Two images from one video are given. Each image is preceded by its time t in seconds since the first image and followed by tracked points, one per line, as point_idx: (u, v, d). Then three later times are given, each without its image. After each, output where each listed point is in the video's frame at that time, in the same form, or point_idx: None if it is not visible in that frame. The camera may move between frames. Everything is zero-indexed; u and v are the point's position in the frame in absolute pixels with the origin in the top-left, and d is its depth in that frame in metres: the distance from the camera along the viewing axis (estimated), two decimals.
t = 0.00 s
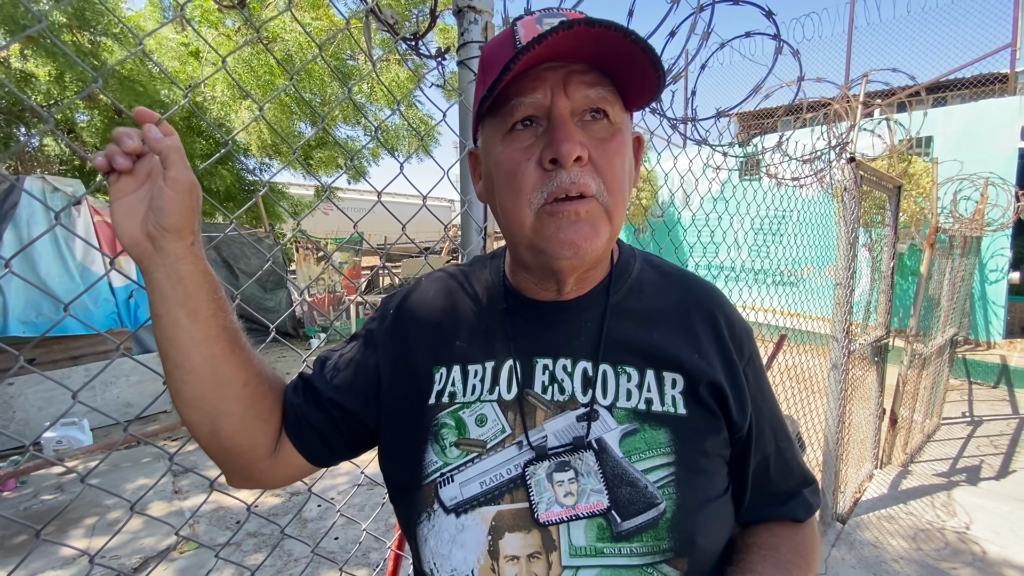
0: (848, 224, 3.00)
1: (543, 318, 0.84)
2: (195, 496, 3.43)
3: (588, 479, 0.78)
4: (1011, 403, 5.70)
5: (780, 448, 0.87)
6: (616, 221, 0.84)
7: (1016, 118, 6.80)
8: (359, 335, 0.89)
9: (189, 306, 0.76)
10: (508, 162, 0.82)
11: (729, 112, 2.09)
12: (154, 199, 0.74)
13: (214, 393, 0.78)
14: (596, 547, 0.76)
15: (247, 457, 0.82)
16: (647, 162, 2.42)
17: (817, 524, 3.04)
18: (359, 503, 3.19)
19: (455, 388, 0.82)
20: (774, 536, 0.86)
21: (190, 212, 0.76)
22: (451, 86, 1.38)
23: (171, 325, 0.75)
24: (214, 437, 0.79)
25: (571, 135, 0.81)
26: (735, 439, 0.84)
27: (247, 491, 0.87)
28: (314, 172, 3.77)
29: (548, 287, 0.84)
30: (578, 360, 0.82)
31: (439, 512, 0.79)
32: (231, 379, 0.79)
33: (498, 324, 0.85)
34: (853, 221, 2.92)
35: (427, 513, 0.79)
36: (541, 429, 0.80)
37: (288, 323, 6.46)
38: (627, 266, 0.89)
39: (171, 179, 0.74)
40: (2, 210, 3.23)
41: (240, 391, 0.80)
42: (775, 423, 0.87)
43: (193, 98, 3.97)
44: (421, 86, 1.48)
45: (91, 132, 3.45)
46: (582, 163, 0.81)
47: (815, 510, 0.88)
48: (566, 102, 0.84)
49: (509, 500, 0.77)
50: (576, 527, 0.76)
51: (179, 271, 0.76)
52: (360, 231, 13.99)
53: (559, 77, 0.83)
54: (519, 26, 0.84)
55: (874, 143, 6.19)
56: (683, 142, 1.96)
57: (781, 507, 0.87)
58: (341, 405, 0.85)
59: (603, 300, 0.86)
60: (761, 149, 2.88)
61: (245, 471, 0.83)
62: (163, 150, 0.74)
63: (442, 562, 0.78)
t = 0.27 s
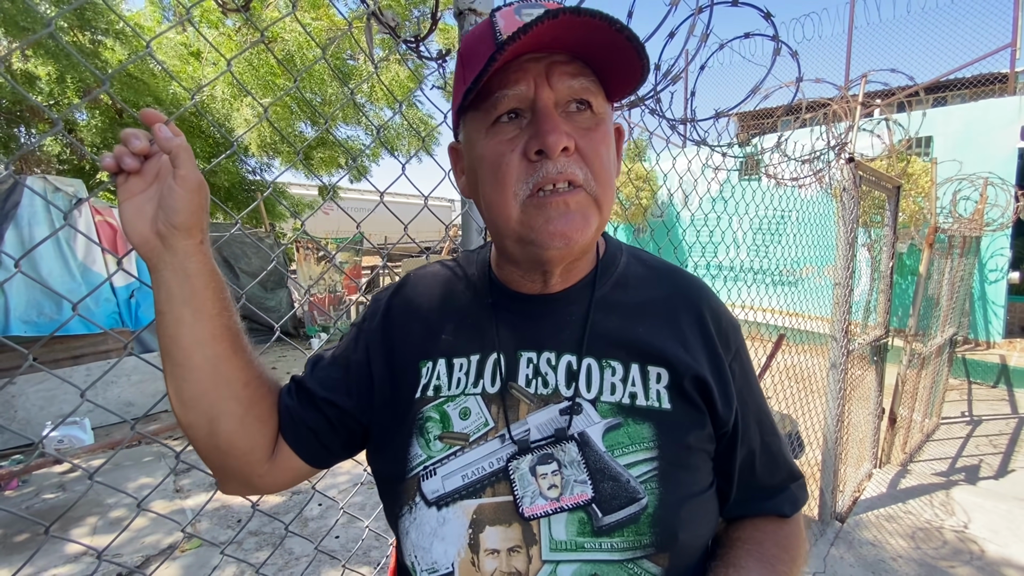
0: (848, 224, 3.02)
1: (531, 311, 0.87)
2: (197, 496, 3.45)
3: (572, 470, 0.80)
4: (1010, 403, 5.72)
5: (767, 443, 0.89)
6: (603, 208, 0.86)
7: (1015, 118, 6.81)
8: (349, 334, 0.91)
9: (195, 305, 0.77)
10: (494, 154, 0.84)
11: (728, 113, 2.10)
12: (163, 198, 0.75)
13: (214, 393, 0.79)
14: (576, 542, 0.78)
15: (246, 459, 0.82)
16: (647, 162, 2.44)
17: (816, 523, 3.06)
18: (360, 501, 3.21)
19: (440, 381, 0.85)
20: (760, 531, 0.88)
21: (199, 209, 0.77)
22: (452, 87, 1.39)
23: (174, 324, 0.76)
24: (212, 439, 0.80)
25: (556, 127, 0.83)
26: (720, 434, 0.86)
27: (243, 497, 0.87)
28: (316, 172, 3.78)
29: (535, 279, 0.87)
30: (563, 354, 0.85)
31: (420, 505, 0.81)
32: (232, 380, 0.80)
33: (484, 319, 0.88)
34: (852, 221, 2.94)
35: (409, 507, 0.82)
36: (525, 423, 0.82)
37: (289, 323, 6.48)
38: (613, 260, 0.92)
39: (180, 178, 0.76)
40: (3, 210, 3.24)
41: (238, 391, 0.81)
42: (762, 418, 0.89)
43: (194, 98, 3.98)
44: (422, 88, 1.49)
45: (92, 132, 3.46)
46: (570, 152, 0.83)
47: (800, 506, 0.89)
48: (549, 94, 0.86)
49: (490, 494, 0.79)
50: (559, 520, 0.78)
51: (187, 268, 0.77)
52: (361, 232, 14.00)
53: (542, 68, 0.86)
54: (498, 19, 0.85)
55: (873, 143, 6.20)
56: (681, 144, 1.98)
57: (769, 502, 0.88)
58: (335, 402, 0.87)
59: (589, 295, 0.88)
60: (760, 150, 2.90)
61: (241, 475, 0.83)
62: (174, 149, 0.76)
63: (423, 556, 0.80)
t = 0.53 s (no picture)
0: (847, 224, 3.03)
1: (511, 306, 0.89)
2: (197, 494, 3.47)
3: (553, 457, 0.82)
4: (1010, 402, 5.73)
5: (741, 431, 0.91)
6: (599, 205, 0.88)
7: (1015, 118, 6.82)
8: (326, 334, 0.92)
9: (195, 305, 0.79)
10: (498, 146, 0.83)
11: (727, 114, 2.12)
12: (172, 199, 0.77)
13: (206, 395, 0.80)
14: (556, 533, 0.80)
15: (230, 463, 0.83)
16: (646, 162, 2.46)
17: (814, 522, 3.09)
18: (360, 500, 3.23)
19: (418, 378, 0.86)
20: (735, 518, 0.90)
21: (206, 210, 0.79)
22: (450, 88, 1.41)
23: (173, 324, 0.78)
24: (199, 442, 0.80)
25: (563, 122, 0.83)
26: (696, 423, 0.89)
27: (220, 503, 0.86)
28: (318, 171, 3.80)
29: (516, 274, 0.88)
30: (541, 347, 0.87)
31: (399, 502, 0.82)
32: (223, 382, 0.81)
33: (463, 317, 0.89)
34: (850, 221, 2.96)
35: (387, 504, 0.84)
36: (504, 416, 0.84)
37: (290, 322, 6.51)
38: (589, 254, 0.94)
39: (190, 179, 0.77)
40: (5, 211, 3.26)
41: (228, 394, 0.82)
42: (735, 405, 0.91)
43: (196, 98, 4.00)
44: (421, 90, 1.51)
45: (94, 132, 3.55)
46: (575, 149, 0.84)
47: (775, 493, 0.92)
48: (556, 89, 0.86)
49: (468, 488, 0.81)
50: (537, 513, 0.80)
51: (191, 268, 0.79)
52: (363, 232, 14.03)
53: (549, 63, 0.86)
54: (505, 8, 0.85)
55: (872, 142, 6.21)
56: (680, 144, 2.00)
57: (743, 490, 0.91)
58: (315, 404, 0.87)
59: (566, 288, 0.90)
60: (760, 150, 2.92)
61: (223, 479, 0.83)
62: (186, 151, 0.78)
63: (402, 554, 0.81)
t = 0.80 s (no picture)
0: (845, 225, 3.06)
1: (493, 312, 0.90)
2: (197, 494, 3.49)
3: (539, 457, 0.84)
4: (1007, 401, 5.76)
5: (712, 426, 0.94)
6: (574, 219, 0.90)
7: (1014, 118, 6.84)
8: (304, 341, 0.92)
9: (196, 308, 0.80)
10: (480, 161, 0.84)
11: (725, 116, 2.14)
12: (180, 203, 0.79)
13: (197, 397, 0.79)
14: (542, 531, 0.82)
15: (212, 468, 0.81)
16: (645, 163, 2.48)
17: (812, 521, 3.11)
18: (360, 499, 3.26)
19: (402, 384, 0.86)
20: (709, 508, 0.93)
21: (214, 215, 0.81)
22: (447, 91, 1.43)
23: (173, 326, 0.79)
24: (184, 445, 0.79)
25: (543, 140, 0.84)
26: (671, 419, 0.91)
27: (197, 513, 0.84)
28: (319, 171, 3.82)
29: (498, 281, 0.89)
30: (524, 351, 0.88)
31: (385, 508, 0.83)
32: (215, 385, 0.81)
33: (445, 323, 0.90)
34: (848, 222, 2.98)
35: (372, 510, 0.84)
36: (488, 420, 0.85)
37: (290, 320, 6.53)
38: (567, 260, 0.96)
39: (198, 184, 0.79)
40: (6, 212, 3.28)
41: (217, 397, 0.81)
42: (707, 401, 0.94)
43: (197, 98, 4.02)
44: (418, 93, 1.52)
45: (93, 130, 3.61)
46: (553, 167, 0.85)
47: (745, 484, 0.95)
48: (537, 106, 0.87)
49: (456, 492, 0.82)
50: (524, 512, 0.82)
51: (197, 272, 0.80)
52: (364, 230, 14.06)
53: (530, 80, 0.86)
54: (485, 25, 0.86)
55: (872, 141, 6.23)
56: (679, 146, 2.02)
57: (716, 482, 0.94)
58: (294, 409, 0.86)
59: (546, 292, 0.91)
60: (759, 150, 2.93)
61: (203, 486, 0.81)
62: (196, 157, 0.80)
63: (390, 558, 0.82)
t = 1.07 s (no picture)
0: (840, 225, 3.09)
1: (481, 314, 0.92)
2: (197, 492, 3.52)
3: (524, 455, 0.87)
4: (1001, 399, 5.81)
5: (685, 422, 0.99)
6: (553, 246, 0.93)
7: (1010, 118, 6.88)
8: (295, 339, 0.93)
9: (204, 307, 0.82)
10: (462, 188, 0.86)
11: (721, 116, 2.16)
12: (192, 207, 0.82)
13: (200, 392, 0.80)
14: (529, 520, 0.86)
15: (209, 460, 0.81)
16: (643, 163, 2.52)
17: (807, 517, 3.15)
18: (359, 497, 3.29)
19: (394, 383, 0.89)
20: (683, 497, 0.98)
21: (224, 219, 0.84)
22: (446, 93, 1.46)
23: (179, 322, 0.80)
24: (185, 438, 0.79)
25: (525, 175, 0.87)
26: (647, 416, 0.95)
27: (188, 506, 0.84)
28: (319, 169, 3.84)
29: (482, 289, 0.91)
30: (512, 352, 0.91)
31: (378, 501, 0.85)
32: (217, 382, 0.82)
33: (434, 323, 0.92)
34: (843, 222, 3.02)
35: (367, 504, 0.86)
36: (478, 417, 0.89)
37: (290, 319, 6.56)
38: (553, 265, 0.98)
39: (211, 188, 0.82)
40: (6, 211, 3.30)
41: (218, 393, 0.82)
42: (681, 400, 0.99)
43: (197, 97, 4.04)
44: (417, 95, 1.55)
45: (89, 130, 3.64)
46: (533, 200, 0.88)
47: (714, 473, 1.01)
48: (523, 140, 0.88)
49: (448, 485, 0.85)
50: (512, 504, 0.86)
51: (206, 274, 0.83)
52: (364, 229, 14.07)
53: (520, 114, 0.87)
54: (480, 54, 0.88)
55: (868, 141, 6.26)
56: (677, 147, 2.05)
57: (688, 472, 0.99)
58: (287, 405, 0.86)
59: (534, 296, 0.94)
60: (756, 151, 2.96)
61: (198, 479, 0.81)
62: (210, 163, 0.83)
63: (383, 548, 0.84)
